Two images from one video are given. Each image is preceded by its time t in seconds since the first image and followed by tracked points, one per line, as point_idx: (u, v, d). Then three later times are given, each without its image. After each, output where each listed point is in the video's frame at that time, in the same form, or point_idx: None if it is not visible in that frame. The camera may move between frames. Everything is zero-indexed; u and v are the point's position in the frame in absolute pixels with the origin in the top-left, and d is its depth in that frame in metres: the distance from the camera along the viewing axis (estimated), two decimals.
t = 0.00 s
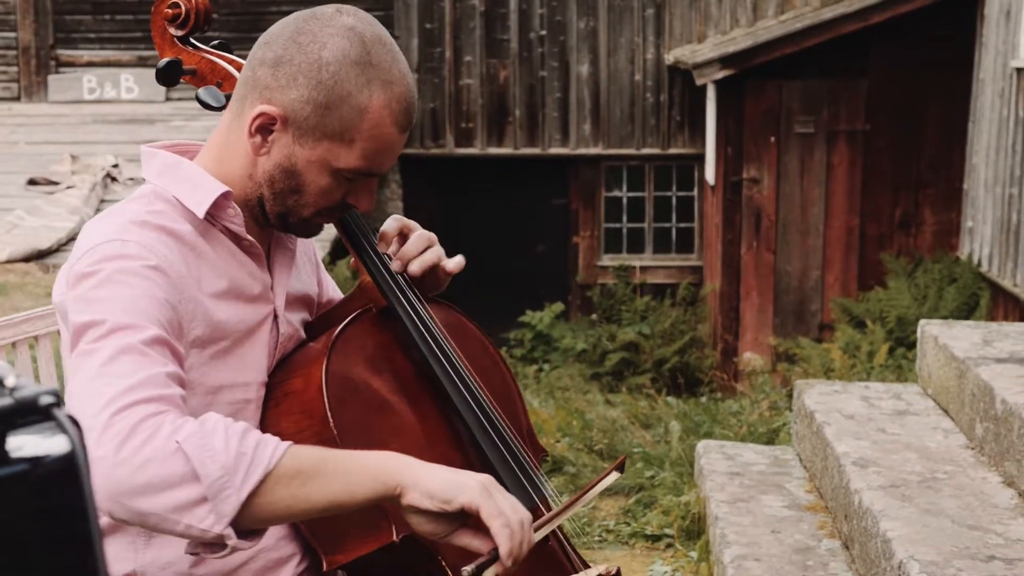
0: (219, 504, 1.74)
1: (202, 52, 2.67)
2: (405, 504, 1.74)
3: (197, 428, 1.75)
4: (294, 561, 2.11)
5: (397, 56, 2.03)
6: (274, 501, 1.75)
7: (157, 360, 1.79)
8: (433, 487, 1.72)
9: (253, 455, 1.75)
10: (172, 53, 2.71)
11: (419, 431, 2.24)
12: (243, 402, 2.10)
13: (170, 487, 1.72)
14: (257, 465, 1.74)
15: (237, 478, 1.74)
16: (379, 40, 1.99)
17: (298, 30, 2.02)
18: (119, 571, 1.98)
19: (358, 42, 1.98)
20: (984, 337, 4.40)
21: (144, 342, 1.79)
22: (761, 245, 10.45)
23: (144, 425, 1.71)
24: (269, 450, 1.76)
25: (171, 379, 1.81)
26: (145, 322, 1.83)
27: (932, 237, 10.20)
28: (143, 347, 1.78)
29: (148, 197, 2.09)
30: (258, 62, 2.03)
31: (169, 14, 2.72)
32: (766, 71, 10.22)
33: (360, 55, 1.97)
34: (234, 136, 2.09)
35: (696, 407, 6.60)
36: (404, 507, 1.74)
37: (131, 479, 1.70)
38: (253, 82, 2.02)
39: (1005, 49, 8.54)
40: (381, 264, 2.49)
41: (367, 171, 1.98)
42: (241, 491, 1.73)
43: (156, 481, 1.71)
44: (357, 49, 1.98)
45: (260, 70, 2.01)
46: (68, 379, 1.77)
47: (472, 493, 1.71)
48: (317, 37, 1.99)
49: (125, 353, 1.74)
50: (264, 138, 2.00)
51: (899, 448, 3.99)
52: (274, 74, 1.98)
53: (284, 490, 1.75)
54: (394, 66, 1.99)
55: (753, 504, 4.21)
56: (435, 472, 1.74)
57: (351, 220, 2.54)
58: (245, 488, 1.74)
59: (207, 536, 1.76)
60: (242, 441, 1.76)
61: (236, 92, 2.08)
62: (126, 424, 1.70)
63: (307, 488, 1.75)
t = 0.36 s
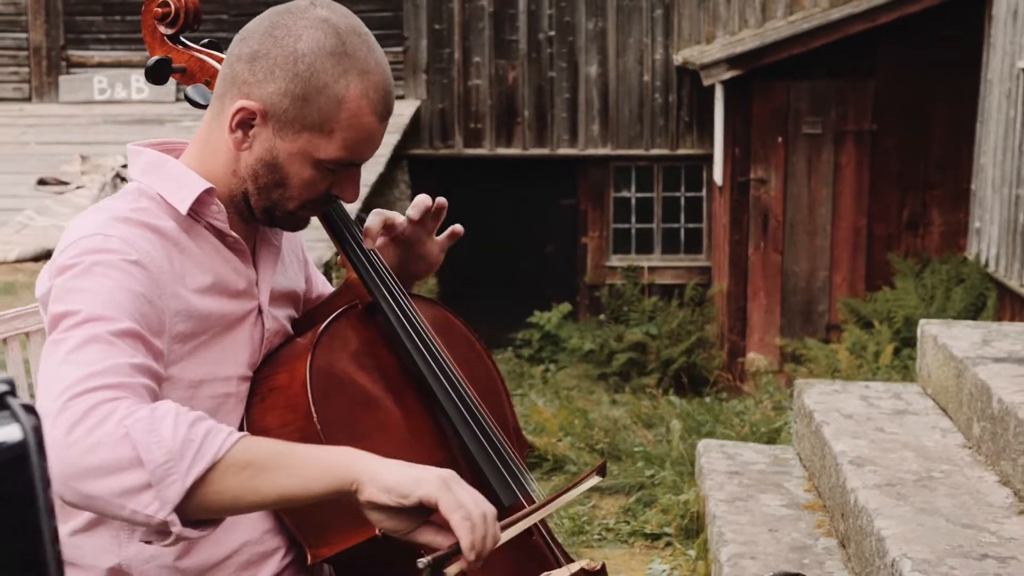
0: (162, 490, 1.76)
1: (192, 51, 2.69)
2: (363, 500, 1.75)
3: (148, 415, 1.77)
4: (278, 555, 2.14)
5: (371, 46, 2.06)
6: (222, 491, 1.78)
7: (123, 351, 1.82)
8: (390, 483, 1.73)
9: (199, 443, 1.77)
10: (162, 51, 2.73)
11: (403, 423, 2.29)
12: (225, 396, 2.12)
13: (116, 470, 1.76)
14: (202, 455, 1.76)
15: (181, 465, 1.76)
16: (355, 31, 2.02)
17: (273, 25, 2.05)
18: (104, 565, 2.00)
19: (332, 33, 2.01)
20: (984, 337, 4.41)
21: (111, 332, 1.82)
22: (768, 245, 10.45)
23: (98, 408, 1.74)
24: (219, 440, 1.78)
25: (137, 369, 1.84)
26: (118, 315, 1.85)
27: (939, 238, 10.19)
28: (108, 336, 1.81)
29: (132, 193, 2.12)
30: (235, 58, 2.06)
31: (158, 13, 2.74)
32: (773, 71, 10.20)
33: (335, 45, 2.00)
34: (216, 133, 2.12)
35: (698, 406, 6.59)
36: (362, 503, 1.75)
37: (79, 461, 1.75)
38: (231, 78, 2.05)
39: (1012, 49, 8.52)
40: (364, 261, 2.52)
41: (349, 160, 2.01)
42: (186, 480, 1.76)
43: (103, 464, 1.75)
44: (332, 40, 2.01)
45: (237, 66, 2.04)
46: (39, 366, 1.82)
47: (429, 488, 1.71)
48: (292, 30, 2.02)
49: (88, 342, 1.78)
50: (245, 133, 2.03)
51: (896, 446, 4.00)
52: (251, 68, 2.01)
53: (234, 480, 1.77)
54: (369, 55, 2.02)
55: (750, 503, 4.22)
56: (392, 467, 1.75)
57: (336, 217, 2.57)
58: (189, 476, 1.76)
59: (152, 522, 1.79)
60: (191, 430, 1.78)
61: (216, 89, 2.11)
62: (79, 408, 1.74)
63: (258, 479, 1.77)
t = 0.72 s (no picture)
0: (104, 485, 1.78)
1: (174, 52, 2.72)
2: (316, 512, 1.78)
3: (100, 409, 1.79)
4: (255, 551, 2.17)
5: (351, 49, 2.08)
6: (166, 489, 1.79)
7: (89, 344, 1.85)
8: (343, 492, 1.77)
9: (146, 441, 1.79)
10: (145, 53, 2.76)
11: (379, 420, 2.37)
12: (200, 392, 2.15)
13: (63, 461, 1.79)
14: (149, 452, 1.78)
15: (126, 462, 1.78)
16: (335, 35, 2.04)
17: (254, 28, 2.06)
18: (82, 561, 2.03)
19: (312, 37, 2.03)
20: (974, 336, 4.44)
21: (77, 326, 1.84)
22: (767, 245, 10.46)
23: (49, 400, 1.78)
24: (167, 439, 1.80)
25: (102, 364, 1.86)
26: (91, 311, 1.89)
27: (938, 237, 10.21)
28: (77, 330, 1.84)
29: (112, 193, 2.14)
30: (217, 60, 2.08)
31: (141, 15, 2.77)
32: (771, 71, 10.21)
33: (314, 49, 2.02)
34: (197, 135, 2.14)
35: (694, 405, 6.59)
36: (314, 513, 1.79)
37: (29, 448, 1.79)
38: (212, 80, 2.07)
39: (1010, 49, 8.52)
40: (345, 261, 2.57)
41: (327, 162, 2.04)
42: (129, 476, 1.77)
43: (52, 454, 1.78)
44: (312, 45, 2.03)
45: (218, 68, 2.06)
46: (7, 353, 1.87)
47: (382, 496, 1.76)
48: (273, 34, 2.03)
49: (57, 332, 1.82)
50: (225, 135, 2.05)
51: (885, 445, 4.02)
52: (231, 71, 2.03)
53: (180, 480, 1.79)
54: (349, 58, 2.04)
55: (740, 501, 4.24)
56: (345, 477, 1.79)
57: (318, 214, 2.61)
58: (133, 472, 1.78)
59: (93, 516, 1.80)
60: (140, 426, 1.80)
61: (196, 91, 2.13)
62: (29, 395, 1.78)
63: (205, 480, 1.79)
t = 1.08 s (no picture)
0: (48, 472, 1.80)
1: (154, 47, 2.74)
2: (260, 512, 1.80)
3: (51, 396, 1.82)
4: (233, 542, 2.19)
5: (323, 40, 2.13)
6: (109, 481, 1.81)
7: (55, 332, 1.89)
8: (286, 492, 1.79)
9: (93, 429, 1.80)
10: (125, 48, 2.78)
11: (357, 411, 2.43)
12: (175, 382, 2.20)
13: (14, 445, 1.82)
14: (95, 440, 1.80)
15: (72, 450, 1.80)
16: (307, 26, 2.10)
17: (227, 18, 2.11)
18: (60, 551, 2.08)
19: (284, 28, 2.08)
20: (965, 333, 4.46)
21: (42, 314, 1.89)
22: (765, 243, 10.43)
23: None
24: (114, 429, 1.81)
25: (66, 352, 1.90)
26: (60, 300, 1.94)
27: (936, 236, 10.22)
28: (43, 319, 1.89)
29: (88, 185, 2.18)
30: (190, 51, 2.13)
31: (121, 11, 2.79)
32: (769, 70, 10.18)
33: (287, 40, 2.07)
34: (171, 126, 2.18)
35: (689, 403, 6.59)
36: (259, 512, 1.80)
37: None
38: (185, 71, 2.12)
39: (1008, 47, 8.51)
40: (323, 255, 2.61)
41: (301, 151, 2.08)
42: (72, 463, 1.79)
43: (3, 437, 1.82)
44: (284, 36, 2.08)
45: (191, 59, 2.11)
46: None
47: (326, 497, 1.77)
48: (245, 25, 2.09)
49: (24, 321, 1.86)
50: (199, 125, 2.10)
51: (874, 441, 4.03)
52: (203, 62, 2.08)
53: (125, 471, 1.81)
54: (320, 49, 2.10)
55: (730, 497, 4.25)
56: (288, 478, 1.80)
57: (294, 206, 2.63)
58: (78, 461, 1.80)
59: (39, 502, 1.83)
60: (89, 415, 1.81)
61: (171, 81, 2.17)
62: None
63: (149, 474, 1.80)
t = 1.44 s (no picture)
0: (36, 463, 1.87)
1: (133, 43, 2.76)
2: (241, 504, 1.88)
3: (38, 390, 1.89)
4: (209, 534, 2.31)
5: (309, 50, 2.18)
6: (95, 472, 1.88)
7: (35, 326, 1.95)
8: (266, 488, 1.86)
9: (80, 423, 1.87)
10: (104, 43, 2.80)
11: (333, 404, 2.48)
12: (153, 375, 2.27)
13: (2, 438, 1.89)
14: (81, 434, 1.87)
15: (58, 443, 1.87)
16: (293, 37, 2.14)
17: (214, 23, 2.14)
18: (37, 543, 2.17)
19: (272, 37, 2.12)
20: (953, 330, 4.48)
21: (25, 308, 1.95)
22: (761, 241, 10.40)
23: None
24: (100, 423, 1.88)
25: (46, 345, 1.96)
26: (39, 292, 2.00)
27: (932, 234, 10.22)
28: (24, 312, 1.94)
29: (67, 179, 2.25)
30: (176, 51, 2.16)
31: (100, 6, 2.81)
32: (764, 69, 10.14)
33: (273, 49, 2.11)
34: (152, 125, 2.22)
35: (682, 400, 6.57)
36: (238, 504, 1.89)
37: None
38: (169, 72, 2.15)
39: (1003, 46, 8.50)
40: (302, 252, 2.66)
41: (280, 159, 2.14)
42: (57, 458, 1.86)
43: None
44: (271, 45, 2.12)
45: (177, 60, 2.14)
46: None
47: (309, 493, 1.86)
48: (233, 31, 2.12)
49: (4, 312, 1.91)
50: (179, 126, 2.13)
51: (862, 438, 4.04)
52: (188, 65, 2.11)
53: (111, 462, 1.88)
54: (306, 60, 2.14)
55: (718, 493, 4.26)
56: (271, 473, 1.88)
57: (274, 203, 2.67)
58: (63, 453, 1.87)
59: (25, 494, 1.90)
60: (75, 409, 1.88)
61: (154, 80, 2.20)
62: None
63: (134, 465, 1.88)
